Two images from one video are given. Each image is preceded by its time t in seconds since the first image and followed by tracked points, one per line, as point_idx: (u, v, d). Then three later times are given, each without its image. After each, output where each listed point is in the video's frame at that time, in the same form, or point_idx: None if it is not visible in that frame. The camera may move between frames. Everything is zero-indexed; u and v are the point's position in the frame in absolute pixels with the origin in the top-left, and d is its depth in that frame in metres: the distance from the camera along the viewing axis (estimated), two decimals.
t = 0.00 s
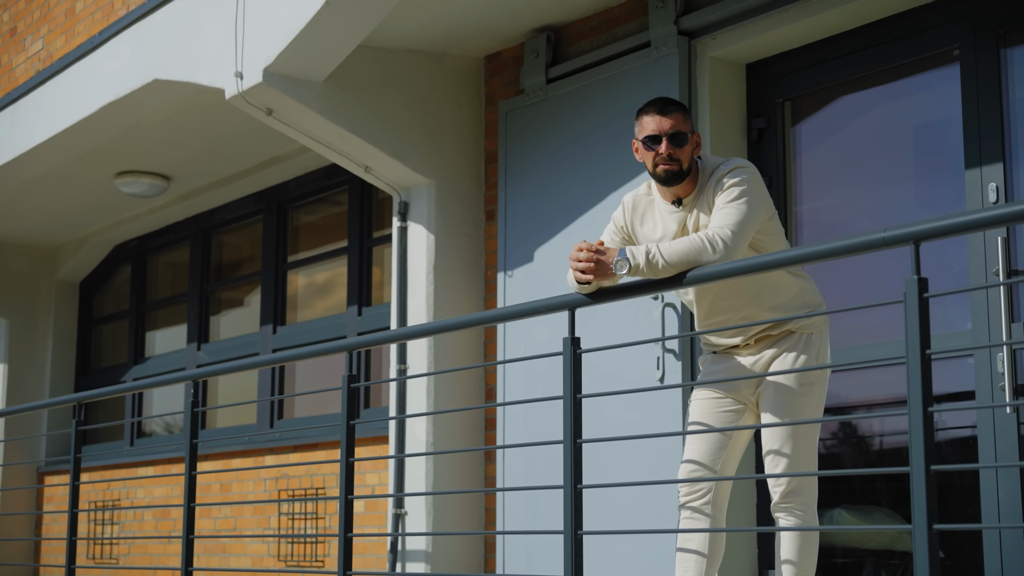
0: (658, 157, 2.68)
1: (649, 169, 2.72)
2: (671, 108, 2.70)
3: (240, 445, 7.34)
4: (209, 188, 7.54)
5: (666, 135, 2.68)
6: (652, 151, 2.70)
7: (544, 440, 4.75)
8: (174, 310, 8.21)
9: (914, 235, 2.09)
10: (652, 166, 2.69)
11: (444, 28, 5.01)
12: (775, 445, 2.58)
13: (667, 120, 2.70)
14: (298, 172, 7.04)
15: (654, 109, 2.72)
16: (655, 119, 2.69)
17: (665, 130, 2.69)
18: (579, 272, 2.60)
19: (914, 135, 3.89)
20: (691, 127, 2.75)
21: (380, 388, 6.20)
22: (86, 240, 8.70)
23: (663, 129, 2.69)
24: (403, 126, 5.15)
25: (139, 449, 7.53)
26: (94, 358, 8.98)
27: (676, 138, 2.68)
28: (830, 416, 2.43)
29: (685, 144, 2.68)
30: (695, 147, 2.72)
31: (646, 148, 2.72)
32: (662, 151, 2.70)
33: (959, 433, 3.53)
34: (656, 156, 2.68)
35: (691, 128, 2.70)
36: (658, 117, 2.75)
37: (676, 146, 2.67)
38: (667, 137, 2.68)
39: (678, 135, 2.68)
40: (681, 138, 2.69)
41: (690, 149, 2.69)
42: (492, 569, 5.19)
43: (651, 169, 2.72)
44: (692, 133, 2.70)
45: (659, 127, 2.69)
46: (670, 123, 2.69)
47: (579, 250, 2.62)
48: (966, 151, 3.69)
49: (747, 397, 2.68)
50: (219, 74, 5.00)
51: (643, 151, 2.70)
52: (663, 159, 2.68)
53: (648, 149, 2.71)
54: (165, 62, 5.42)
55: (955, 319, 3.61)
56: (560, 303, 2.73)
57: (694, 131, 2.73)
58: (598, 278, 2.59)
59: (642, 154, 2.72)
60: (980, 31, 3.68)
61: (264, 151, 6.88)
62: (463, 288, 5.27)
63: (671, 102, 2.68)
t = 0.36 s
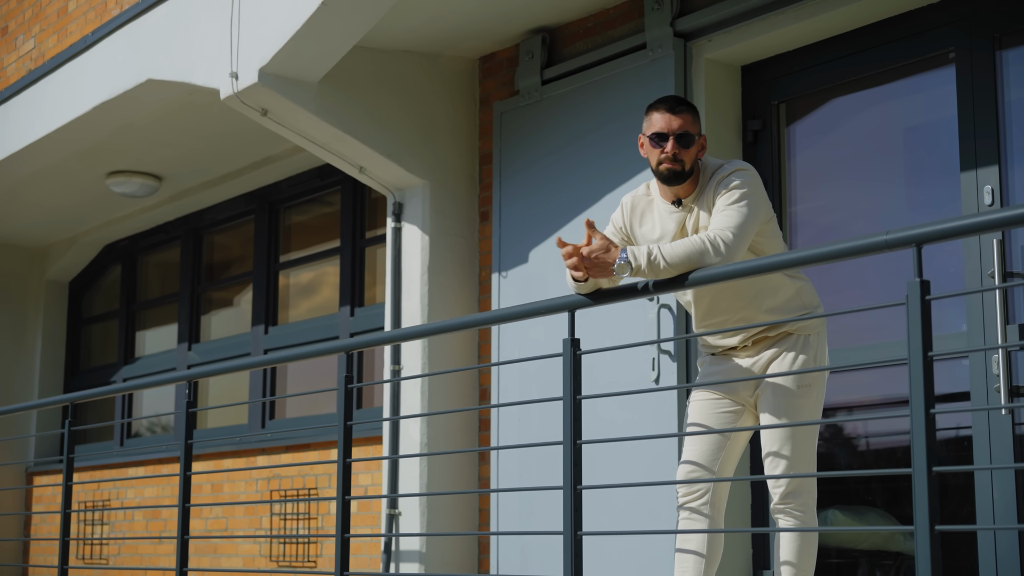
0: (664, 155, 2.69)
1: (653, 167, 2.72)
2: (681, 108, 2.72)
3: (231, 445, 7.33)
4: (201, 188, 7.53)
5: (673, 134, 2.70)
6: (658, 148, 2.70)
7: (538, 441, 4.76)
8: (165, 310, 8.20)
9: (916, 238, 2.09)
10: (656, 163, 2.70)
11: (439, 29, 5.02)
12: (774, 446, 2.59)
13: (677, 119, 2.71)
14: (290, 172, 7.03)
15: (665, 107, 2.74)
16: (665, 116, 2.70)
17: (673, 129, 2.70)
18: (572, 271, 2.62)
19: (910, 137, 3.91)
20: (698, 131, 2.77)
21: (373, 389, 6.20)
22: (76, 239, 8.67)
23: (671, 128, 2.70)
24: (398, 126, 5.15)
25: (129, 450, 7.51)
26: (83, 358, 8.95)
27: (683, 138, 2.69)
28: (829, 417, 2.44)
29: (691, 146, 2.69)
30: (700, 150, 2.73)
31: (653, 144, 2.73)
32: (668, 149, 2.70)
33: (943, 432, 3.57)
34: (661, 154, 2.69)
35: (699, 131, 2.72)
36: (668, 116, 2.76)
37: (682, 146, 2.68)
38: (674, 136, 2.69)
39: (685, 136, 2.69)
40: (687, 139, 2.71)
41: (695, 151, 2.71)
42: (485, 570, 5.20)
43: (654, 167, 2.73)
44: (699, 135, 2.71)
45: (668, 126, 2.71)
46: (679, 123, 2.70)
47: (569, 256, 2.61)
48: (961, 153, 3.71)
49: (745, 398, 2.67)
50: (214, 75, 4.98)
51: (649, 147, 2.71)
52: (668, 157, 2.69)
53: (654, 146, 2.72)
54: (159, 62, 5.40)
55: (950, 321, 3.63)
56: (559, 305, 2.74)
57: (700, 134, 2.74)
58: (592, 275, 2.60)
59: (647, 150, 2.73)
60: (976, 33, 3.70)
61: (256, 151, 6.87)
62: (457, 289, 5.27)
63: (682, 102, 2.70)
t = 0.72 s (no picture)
0: (669, 158, 2.70)
1: (655, 169, 2.74)
2: (683, 110, 2.74)
3: (218, 444, 7.31)
4: (187, 187, 7.51)
5: (677, 137, 2.71)
6: (662, 151, 2.72)
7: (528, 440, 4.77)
8: (151, 308, 8.17)
9: (913, 240, 2.11)
10: (661, 166, 2.71)
11: (430, 29, 5.02)
12: (768, 447, 2.60)
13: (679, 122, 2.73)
14: (277, 172, 7.03)
15: (666, 109, 2.75)
16: (669, 119, 2.71)
17: (677, 132, 2.72)
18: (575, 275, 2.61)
19: (900, 140, 3.94)
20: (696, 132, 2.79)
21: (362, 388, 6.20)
22: (61, 238, 8.62)
23: (675, 130, 2.72)
24: (389, 126, 5.16)
25: (115, 449, 7.48)
26: (68, 356, 8.91)
27: (687, 140, 2.71)
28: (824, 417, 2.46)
29: (694, 148, 2.72)
30: (701, 152, 2.76)
31: (655, 147, 2.75)
32: (671, 152, 2.72)
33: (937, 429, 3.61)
34: (666, 157, 2.71)
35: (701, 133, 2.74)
36: (666, 118, 2.78)
37: (686, 149, 2.70)
38: (678, 139, 2.71)
39: (689, 138, 2.71)
40: (690, 141, 2.73)
41: (697, 154, 2.74)
42: (474, 568, 5.21)
43: (657, 169, 2.74)
44: (701, 138, 2.74)
45: (671, 128, 2.72)
46: (682, 125, 2.72)
47: (575, 254, 2.63)
48: (952, 156, 3.73)
49: (739, 398, 2.68)
50: (204, 74, 4.97)
51: (653, 150, 2.72)
52: (673, 160, 2.71)
53: (658, 149, 2.73)
54: (149, 60, 5.39)
55: (940, 322, 3.66)
56: (556, 305, 2.75)
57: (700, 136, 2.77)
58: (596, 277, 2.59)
59: (650, 153, 2.74)
60: (966, 37, 3.73)
61: (244, 150, 6.86)
62: (447, 289, 5.28)
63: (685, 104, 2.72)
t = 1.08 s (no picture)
0: (654, 158, 2.73)
1: (643, 170, 2.76)
2: (669, 110, 2.76)
3: (202, 442, 7.29)
4: (172, 185, 7.49)
5: (662, 137, 2.74)
6: (648, 151, 2.74)
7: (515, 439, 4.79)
8: (134, 306, 8.14)
9: (905, 241, 2.13)
10: (646, 167, 2.73)
11: (418, 29, 5.03)
12: (757, 445, 2.62)
13: (664, 122, 2.75)
14: (263, 170, 7.03)
15: (652, 110, 2.77)
16: (654, 120, 2.74)
17: (662, 132, 2.74)
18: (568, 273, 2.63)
19: (886, 141, 3.97)
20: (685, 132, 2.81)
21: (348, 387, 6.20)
22: (43, 235, 8.59)
23: (660, 130, 2.74)
24: (377, 125, 5.16)
25: (98, 447, 7.46)
26: (50, 354, 8.88)
27: (672, 140, 2.73)
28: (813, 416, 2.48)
29: (680, 147, 2.74)
30: (689, 151, 2.78)
31: (642, 148, 2.77)
32: (656, 151, 2.74)
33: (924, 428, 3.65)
34: (651, 157, 2.73)
35: (687, 132, 2.76)
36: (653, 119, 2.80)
37: (671, 148, 2.72)
38: (663, 138, 2.73)
39: (674, 138, 2.73)
40: (676, 141, 2.75)
41: (684, 153, 2.75)
42: (461, 566, 5.22)
43: (643, 170, 2.76)
44: (688, 137, 2.75)
45: (656, 129, 2.74)
46: (667, 125, 2.74)
47: (569, 251, 2.66)
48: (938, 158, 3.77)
49: (729, 397, 2.69)
50: (192, 72, 4.96)
51: (639, 150, 2.74)
52: (658, 160, 2.73)
53: (644, 149, 2.76)
54: (136, 58, 5.37)
55: (926, 323, 3.69)
56: (547, 304, 2.77)
57: (688, 136, 2.78)
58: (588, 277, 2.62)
59: (636, 153, 2.77)
60: (952, 39, 3.76)
61: (230, 149, 6.85)
62: (434, 287, 5.29)
63: (671, 105, 2.73)
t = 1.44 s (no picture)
0: (638, 161, 2.73)
1: (630, 173, 2.78)
2: (653, 113, 2.74)
3: (185, 442, 7.27)
4: (155, 183, 7.47)
5: (645, 140, 2.72)
6: (631, 155, 2.74)
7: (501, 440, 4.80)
8: (115, 304, 8.11)
9: (898, 244, 2.16)
10: (632, 170, 2.74)
11: (406, 29, 5.03)
12: (749, 446, 2.64)
13: (648, 125, 2.73)
14: (247, 169, 7.01)
15: (637, 113, 2.76)
16: (637, 123, 2.72)
17: (645, 135, 2.73)
18: (563, 273, 2.64)
19: (872, 143, 4.00)
20: (674, 132, 2.79)
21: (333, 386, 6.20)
22: (24, 233, 8.54)
23: (643, 134, 2.73)
24: (365, 125, 5.16)
25: (81, 446, 7.42)
26: (30, 353, 8.83)
27: (655, 144, 2.72)
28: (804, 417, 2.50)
29: (664, 149, 2.73)
30: (677, 152, 2.77)
31: (628, 151, 2.78)
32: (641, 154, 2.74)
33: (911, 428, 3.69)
34: (634, 160, 2.73)
35: (672, 134, 2.74)
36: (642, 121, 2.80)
37: (655, 151, 2.72)
38: (646, 141, 2.73)
39: (657, 140, 2.72)
40: (662, 142, 2.74)
41: (670, 154, 2.74)
42: (446, 565, 5.23)
43: (630, 172, 2.77)
44: (673, 138, 2.74)
45: (639, 133, 2.73)
46: (650, 128, 2.72)
47: (564, 252, 2.66)
48: (925, 161, 3.80)
49: (720, 398, 2.72)
50: (180, 71, 4.95)
51: (623, 154, 2.75)
52: (642, 163, 2.73)
53: (628, 153, 2.76)
54: (122, 56, 5.35)
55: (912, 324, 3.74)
56: (541, 304, 2.78)
57: (676, 136, 2.77)
58: (583, 279, 2.63)
59: (623, 157, 2.77)
60: (939, 43, 3.80)
61: (214, 148, 6.83)
62: (420, 288, 5.30)
63: (654, 107, 2.72)
